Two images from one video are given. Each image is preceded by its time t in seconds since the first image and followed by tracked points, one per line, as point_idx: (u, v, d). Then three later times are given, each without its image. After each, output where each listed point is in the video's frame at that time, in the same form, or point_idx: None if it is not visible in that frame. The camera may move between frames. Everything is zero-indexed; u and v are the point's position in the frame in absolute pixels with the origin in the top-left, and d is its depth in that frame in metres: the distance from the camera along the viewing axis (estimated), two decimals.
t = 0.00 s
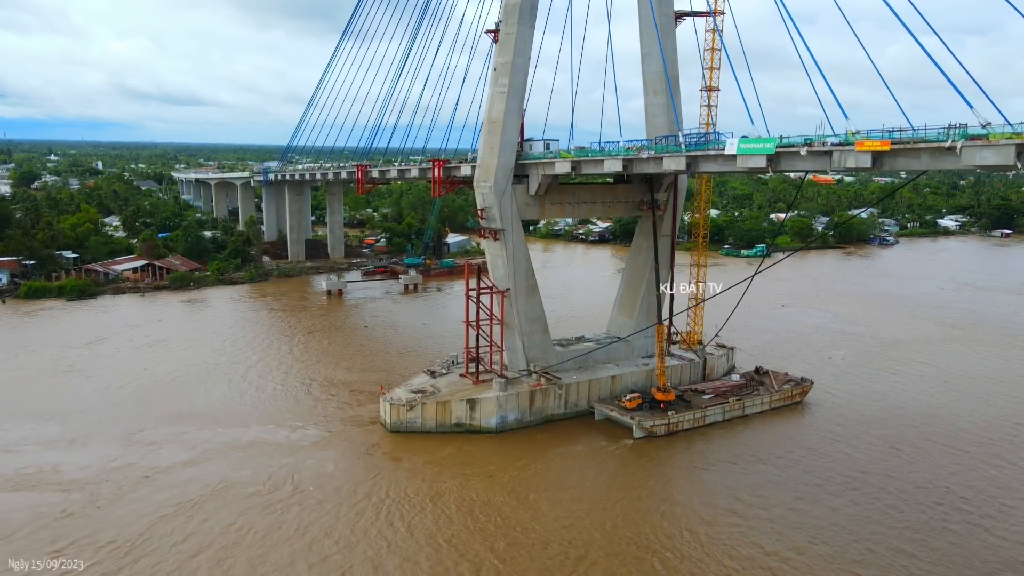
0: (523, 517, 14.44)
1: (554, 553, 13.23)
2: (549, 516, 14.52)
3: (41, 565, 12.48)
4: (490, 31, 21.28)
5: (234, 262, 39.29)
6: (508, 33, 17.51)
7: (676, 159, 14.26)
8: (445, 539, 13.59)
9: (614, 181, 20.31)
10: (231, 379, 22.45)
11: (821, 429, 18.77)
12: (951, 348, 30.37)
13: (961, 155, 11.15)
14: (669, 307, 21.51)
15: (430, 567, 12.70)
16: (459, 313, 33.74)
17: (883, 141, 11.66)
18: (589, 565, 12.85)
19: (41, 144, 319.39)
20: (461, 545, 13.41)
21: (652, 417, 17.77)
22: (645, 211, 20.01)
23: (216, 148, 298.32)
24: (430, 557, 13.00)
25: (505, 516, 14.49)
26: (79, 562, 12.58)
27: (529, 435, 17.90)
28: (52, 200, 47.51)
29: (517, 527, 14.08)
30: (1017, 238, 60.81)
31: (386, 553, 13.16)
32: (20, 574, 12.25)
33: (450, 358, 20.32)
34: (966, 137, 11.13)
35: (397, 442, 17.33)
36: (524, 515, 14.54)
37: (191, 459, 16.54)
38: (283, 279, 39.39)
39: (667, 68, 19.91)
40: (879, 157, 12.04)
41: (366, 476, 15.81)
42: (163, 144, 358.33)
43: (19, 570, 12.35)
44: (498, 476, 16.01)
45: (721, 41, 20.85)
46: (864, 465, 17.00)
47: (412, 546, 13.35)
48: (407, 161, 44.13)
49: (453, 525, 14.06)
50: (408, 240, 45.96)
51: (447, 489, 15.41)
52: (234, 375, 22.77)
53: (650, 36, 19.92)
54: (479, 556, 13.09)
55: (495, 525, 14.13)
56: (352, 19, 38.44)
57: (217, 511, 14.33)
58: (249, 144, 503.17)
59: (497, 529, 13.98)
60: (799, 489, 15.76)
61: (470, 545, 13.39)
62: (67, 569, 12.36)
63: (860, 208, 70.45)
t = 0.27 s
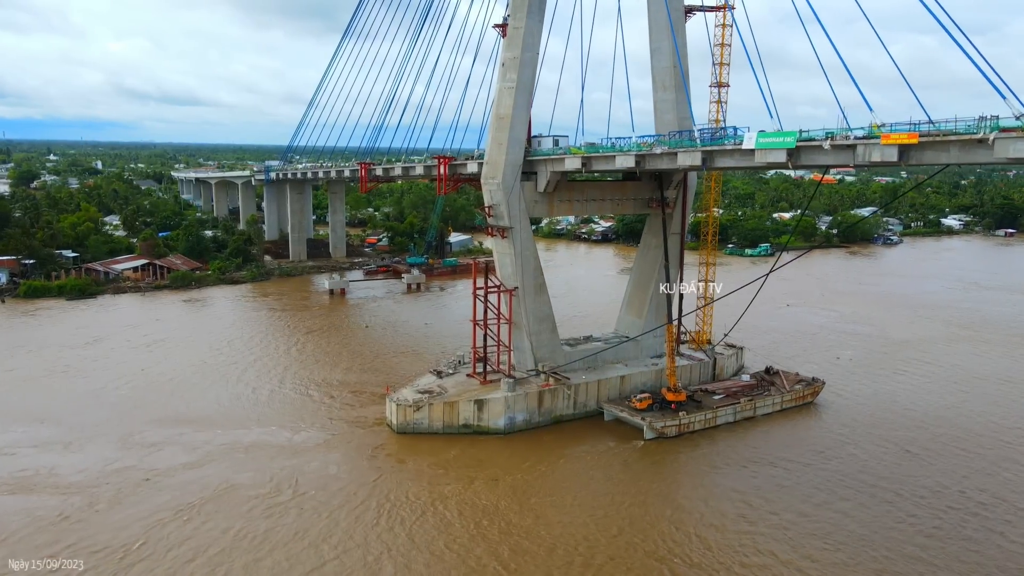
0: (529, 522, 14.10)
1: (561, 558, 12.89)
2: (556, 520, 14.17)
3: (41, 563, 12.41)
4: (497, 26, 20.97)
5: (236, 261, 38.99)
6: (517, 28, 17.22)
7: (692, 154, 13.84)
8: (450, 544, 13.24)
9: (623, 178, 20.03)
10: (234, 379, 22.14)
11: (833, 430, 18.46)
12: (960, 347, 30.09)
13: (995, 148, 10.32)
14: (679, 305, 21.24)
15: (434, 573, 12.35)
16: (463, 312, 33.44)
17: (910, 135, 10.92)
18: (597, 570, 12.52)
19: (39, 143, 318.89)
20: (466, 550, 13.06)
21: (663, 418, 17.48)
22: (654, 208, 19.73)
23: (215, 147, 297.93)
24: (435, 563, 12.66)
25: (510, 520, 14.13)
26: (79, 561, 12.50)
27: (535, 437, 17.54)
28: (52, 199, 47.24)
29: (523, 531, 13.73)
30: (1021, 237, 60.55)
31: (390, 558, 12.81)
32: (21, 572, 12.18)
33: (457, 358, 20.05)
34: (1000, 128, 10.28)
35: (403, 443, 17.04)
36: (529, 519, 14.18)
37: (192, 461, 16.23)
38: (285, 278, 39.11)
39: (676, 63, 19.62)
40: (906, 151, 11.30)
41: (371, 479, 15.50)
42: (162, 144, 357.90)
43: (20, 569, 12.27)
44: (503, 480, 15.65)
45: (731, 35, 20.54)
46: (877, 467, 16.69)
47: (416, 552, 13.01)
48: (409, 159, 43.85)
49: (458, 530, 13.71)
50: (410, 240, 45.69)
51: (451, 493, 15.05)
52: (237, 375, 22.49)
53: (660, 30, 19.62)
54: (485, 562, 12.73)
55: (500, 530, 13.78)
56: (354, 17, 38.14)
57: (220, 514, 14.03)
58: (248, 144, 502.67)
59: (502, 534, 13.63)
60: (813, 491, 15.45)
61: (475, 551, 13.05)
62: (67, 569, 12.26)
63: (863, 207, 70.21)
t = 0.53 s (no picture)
0: (535, 526, 13.78)
1: (568, 563, 12.57)
2: (561, 525, 13.84)
3: (41, 563, 12.24)
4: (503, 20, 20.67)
5: (237, 260, 38.72)
6: (525, 22, 16.95)
7: (707, 148, 13.45)
8: (453, 550, 12.92)
9: (632, 175, 19.78)
10: (236, 380, 21.85)
11: (845, 431, 18.16)
12: (969, 347, 29.84)
13: None
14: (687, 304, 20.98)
15: None
16: (467, 312, 33.16)
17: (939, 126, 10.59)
18: None
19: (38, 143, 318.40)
20: (471, 556, 12.75)
21: (673, 418, 17.21)
22: (663, 206, 19.51)
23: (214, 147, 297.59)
24: (438, 569, 12.33)
25: (515, 525, 13.79)
26: (79, 561, 12.32)
27: (541, 439, 17.21)
28: (51, 198, 46.91)
29: (527, 536, 13.40)
30: None
31: (392, 564, 12.49)
32: (21, 572, 12.02)
33: (464, 358, 19.77)
34: None
35: (408, 445, 16.75)
36: (533, 524, 13.86)
37: (192, 463, 15.93)
38: (286, 278, 38.83)
39: (686, 59, 19.35)
40: (932, 144, 10.98)
41: (375, 482, 15.19)
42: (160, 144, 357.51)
43: (20, 570, 12.09)
44: (507, 484, 15.32)
45: (740, 30, 20.26)
46: (891, 468, 16.41)
47: (419, 557, 12.68)
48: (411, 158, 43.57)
49: (461, 535, 13.38)
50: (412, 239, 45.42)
51: (454, 497, 14.72)
52: (239, 376, 22.20)
53: (669, 25, 19.35)
54: (488, 569, 12.40)
55: (504, 535, 13.45)
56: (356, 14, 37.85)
57: (221, 518, 13.73)
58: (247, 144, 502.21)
59: (506, 539, 13.30)
60: (826, 494, 15.15)
61: (477, 556, 12.71)
62: (66, 570, 12.08)
63: (865, 207, 69.96)
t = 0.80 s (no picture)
0: (542, 529, 13.45)
1: (576, 567, 12.24)
2: (568, 528, 13.52)
3: (41, 562, 12.06)
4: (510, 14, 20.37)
5: (238, 259, 38.47)
6: (534, 16, 16.68)
7: (722, 143, 12.95)
8: (456, 554, 12.59)
9: (640, 172, 19.52)
10: (238, 380, 21.57)
11: (857, 431, 17.88)
12: (978, 347, 29.56)
13: None
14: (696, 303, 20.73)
15: None
16: (470, 311, 32.90)
17: (969, 117, 10.14)
18: None
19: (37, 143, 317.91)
20: (476, 560, 12.42)
21: (684, 418, 16.94)
22: (672, 203, 19.24)
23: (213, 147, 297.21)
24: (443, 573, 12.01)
25: (520, 527, 13.48)
26: (79, 561, 12.14)
27: (548, 440, 16.90)
28: (51, 197, 46.63)
29: (533, 539, 13.08)
30: None
31: (395, 568, 12.17)
32: (19, 574, 11.80)
33: (470, 357, 19.51)
34: None
35: (414, 446, 16.46)
36: (539, 526, 13.54)
37: (194, 465, 15.65)
38: (288, 277, 38.55)
39: (696, 54, 19.09)
40: (959, 137, 10.54)
41: (380, 484, 14.90)
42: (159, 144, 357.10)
43: (20, 569, 11.91)
44: (512, 486, 15.00)
45: (750, 25, 19.99)
46: (904, 468, 16.14)
47: (422, 561, 12.36)
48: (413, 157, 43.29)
49: (466, 538, 13.06)
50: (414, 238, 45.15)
51: (458, 499, 14.40)
52: (242, 376, 21.92)
53: (679, 20, 19.08)
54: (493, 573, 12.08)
55: (510, 537, 13.14)
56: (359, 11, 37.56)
57: (223, 521, 13.45)
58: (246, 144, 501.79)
59: (511, 542, 12.99)
60: (840, 495, 14.87)
61: (482, 560, 12.39)
62: (66, 569, 11.89)
63: (867, 207, 69.71)
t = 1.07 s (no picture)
0: (550, 534, 13.12)
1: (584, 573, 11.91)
2: (577, 533, 13.20)
3: (41, 563, 11.90)
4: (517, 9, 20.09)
5: (239, 258, 38.22)
6: (542, 10, 16.42)
7: (737, 138, 12.53)
8: (462, 559, 12.29)
9: (649, 169, 19.26)
10: (240, 381, 21.30)
11: (870, 431, 17.61)
12: (986, 346, 29.32)
13: None
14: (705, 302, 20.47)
15: None
16: (474, 311, 32.65)
17: (999, 109, 9.55)
18: None
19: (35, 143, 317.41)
20: (481, 566, 12.10)
21: (695, 419, 16.68)
22: (682, 201, 18.96)
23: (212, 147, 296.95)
24: None
25: (527, 531, 13.17)
26: (79, 561, 11.99)
27: (555, 442, 16.60)
28: (51, 196, 46.38)
29: (540, 544, 12.78)
30: None
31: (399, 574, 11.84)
32: (19, 574, 11.63)
33: (477, 357, 19.24)
34: None
35: (421, 447, 16.19)
36: (546, 530, 13.24)
37: (195, 467, 15.38)
38: (290, 276, 38.28)
39: (706, 49, 18.84)
40: (989, 129, 9.96)
41: (386, 486, 14.61)
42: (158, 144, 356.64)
43: (19, 569, 11.75)
44: (519, 489, 14.69)
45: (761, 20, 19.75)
46: (919, 469, 15.87)
47: (427, 566, 12.05)
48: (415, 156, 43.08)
49: (471, 543, 12.76)
50: (417, 237, 44.89)
51: (464, 503, 14.09)
52: (244, 377, 21.65)
53: (689, 15, 18.82)
54: None
55: (516, 542, 12.83)
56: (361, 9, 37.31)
57: (225, 524, 13.17)
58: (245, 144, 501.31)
59: (518, 547, 12.68)
60: (854, 496, 14.59)
61: (488, 567, 12.06)
62: (66, 570, 11.73)
63: (870, 206, 69.49)
